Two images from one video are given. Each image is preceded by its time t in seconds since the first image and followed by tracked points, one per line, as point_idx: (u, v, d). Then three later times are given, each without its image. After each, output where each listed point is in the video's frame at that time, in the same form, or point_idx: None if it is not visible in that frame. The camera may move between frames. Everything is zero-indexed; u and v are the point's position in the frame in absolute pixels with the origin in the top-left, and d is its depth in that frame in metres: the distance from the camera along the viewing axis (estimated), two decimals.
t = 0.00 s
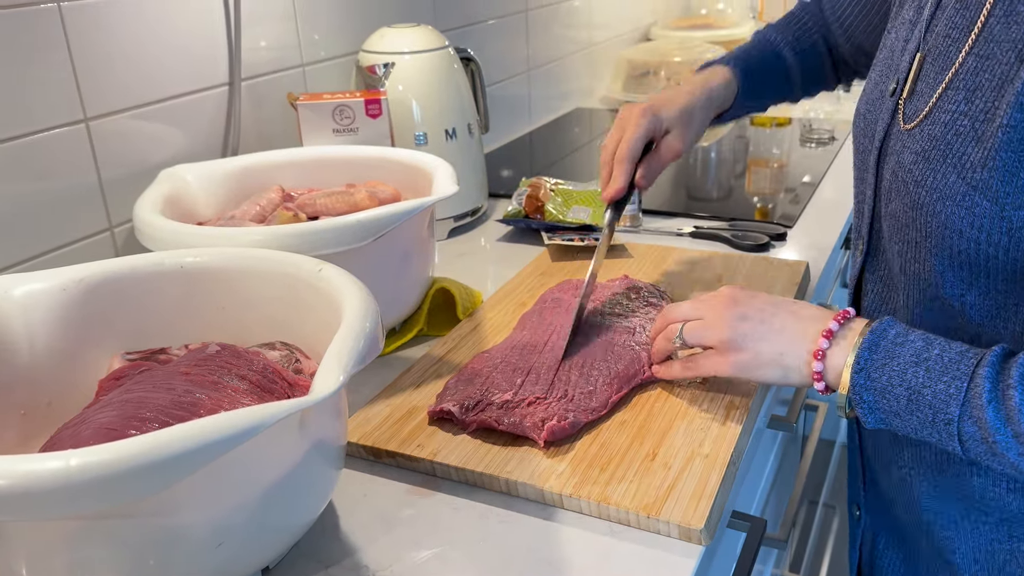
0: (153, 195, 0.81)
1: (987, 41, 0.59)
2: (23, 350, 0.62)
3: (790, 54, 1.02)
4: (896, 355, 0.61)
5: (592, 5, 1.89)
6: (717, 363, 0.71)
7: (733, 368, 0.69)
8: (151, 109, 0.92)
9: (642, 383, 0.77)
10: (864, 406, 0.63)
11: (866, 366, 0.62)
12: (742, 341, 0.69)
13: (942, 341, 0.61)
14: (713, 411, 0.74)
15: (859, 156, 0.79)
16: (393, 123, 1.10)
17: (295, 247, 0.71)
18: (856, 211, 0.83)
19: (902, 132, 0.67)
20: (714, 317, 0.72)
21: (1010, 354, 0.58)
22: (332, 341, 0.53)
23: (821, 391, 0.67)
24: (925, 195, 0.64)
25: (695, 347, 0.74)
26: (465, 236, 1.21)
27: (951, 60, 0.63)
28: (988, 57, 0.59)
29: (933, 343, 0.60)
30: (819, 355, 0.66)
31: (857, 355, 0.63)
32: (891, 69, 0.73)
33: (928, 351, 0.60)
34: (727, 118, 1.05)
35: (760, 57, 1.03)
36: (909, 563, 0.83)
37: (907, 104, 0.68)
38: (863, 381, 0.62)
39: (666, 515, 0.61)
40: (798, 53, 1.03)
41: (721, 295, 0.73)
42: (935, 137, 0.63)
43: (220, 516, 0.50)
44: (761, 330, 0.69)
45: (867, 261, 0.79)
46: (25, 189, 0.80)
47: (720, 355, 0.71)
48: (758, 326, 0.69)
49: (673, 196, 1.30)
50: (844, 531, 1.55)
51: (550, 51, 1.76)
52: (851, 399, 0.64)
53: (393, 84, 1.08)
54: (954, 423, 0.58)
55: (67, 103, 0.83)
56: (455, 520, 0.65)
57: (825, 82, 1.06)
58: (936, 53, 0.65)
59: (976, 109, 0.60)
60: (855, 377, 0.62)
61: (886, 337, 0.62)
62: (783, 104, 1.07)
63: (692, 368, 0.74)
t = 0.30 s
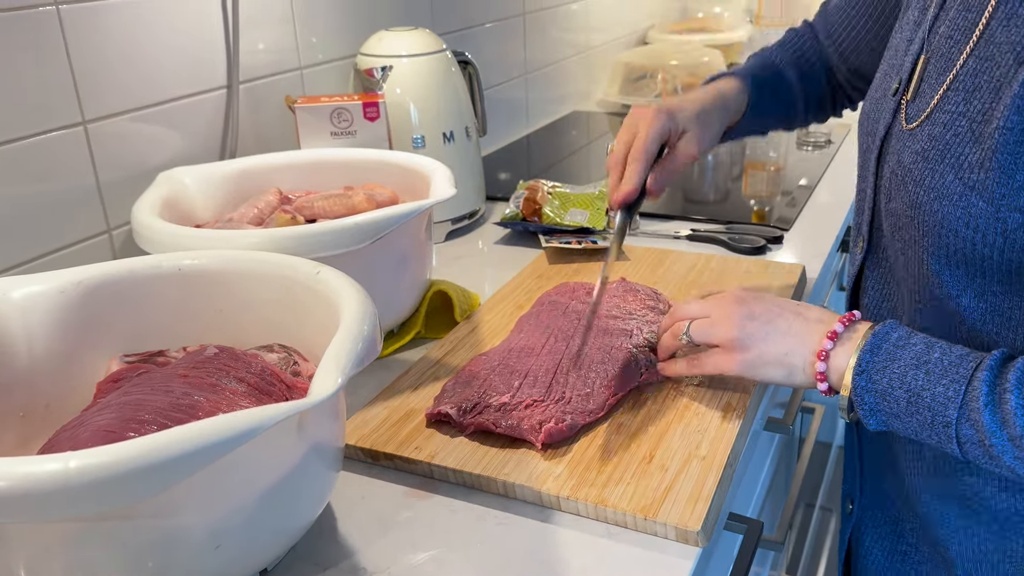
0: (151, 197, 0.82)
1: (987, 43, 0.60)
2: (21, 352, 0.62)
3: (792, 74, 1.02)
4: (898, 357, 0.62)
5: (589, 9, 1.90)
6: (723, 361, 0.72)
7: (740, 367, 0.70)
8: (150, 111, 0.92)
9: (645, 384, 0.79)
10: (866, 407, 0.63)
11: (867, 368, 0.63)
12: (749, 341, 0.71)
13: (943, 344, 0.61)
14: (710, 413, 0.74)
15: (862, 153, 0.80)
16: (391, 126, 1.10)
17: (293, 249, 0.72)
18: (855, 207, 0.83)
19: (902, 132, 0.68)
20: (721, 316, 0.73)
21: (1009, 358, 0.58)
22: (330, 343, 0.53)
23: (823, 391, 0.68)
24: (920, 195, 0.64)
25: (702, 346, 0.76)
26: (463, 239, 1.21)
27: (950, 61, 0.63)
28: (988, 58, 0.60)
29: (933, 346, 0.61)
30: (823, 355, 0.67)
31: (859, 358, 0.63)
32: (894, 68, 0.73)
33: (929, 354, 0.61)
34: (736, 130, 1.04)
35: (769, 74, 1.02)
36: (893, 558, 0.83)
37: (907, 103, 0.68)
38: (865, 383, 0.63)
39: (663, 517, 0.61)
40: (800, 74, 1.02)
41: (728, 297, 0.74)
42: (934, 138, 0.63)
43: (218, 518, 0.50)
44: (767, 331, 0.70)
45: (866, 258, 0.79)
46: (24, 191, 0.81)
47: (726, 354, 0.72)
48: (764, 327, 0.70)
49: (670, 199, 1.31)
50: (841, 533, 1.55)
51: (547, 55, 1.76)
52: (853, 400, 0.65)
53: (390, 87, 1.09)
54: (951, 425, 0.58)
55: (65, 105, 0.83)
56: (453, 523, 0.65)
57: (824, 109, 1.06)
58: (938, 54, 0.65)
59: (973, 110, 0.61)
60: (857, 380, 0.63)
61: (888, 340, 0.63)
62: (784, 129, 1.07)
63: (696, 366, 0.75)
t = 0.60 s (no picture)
0: (150, 200, 0.82)
1: (989, 45, 0.59)
2: (20, 354, 0.62)
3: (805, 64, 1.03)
4: (908, 360, 0.62)
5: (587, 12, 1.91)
6: (732, 352, 0.74)
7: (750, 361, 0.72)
8: (149, 114, 0.92)
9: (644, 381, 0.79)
10: (876, 409, 0.64)
11: (878, 370, 0.64)
12: (761, 335, 0.72)
13: (955, 347, 0.61)
14: (708, 416, 0.74)
15: (860, 151, 0.80)
16: (390, 129, 1.11)
17: (292, 252, 0.72)
18: (861, 205, 0.84)
19: (906, 134, 0.68)
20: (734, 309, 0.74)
21: None
22: (330, 346, 0.54)
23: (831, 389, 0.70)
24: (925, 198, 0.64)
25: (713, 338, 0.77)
26: (461, 242, 1.21)
27: (954, 63, 0.63)
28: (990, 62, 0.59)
29: (945, 350, 0.61)
30: (834, 355, 0.68)
31: (869, 359, 0.64)
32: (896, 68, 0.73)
33: (940, 358, 0.61)
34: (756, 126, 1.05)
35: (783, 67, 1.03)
36: (897, 565, 0.84)
37: (910, 106, 0.68)
38: (875, 386, 0.64)
39: (661, 519, 0.61)
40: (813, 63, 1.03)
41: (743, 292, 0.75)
42: (939, 142, 0.63)
43: (218, 521, 0.50)
44: (781, 326, 0.71)
45: (871, 253, 0.80)
46: (23, 193, 0.81)
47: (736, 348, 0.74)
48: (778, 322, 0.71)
49: (667, 202, 1.31)
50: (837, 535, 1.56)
51: (545, 58, 1.77)
52: (863, 401, 0.66)
53: (389, 90, 1.09)
54: (961, 431, 0.59)
55: (64, 107, 0.83)
56: (452, 526, 0.65)
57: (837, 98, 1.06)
58: (941, 57, 0.65)
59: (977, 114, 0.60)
60: (867, 382, 0.64)
61: (898, 342, 0.64)
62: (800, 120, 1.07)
63: (708, 358, 0.76)
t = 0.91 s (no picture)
0: (146, 201, 0.82)
1: (983, 45, 0.60)
2: (17, 355, 0.62)
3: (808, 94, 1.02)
4: (937, 363, 0.58)
5: (582, 15, 1.91)
6: (749, 355, 0.69)
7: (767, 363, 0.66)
8: (145, 115, 0.92)
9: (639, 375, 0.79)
10: (902, 414, 0.60)
11: (905, 374, 0.60)
12: (781, 336, 0.66)
13: (987, 351, 0.58)
14: (703, 417, 0.74)
15: (862, 154, 0.80)
16: (386, 131, 1.11)
17: (288, 253, 0.72)
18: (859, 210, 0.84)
19: (901, 135, 0.68)
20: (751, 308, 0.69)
21: None
22: (326, 346, 0.54)
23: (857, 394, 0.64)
24: (914, 198, 0.65)
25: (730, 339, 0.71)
26: (458, 243, 1.21)
27: (948, 65, 0.64)
28: (984, 63, 0.60)
29: (977, 352, 0.58)
30: (858, 358, 0.63)
31: (898, 362, 0.60)
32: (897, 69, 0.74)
33: (972, 361, 0.57)
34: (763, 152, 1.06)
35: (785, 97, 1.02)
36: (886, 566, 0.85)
37: (909, 107, 0.68)
38: (903, 390, 0.60)
39: (657, 519, 0.62)
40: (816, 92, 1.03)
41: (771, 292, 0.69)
42: (931, 142, 0.64)
43: (214, 521, 0.50)
44: (802, 327, 0.66)
45: (867, 258, 0.80)
46: (20, 195, 0.81)
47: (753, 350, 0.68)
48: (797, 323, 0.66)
49: (663, 204, 1.31)
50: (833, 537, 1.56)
51: (541, 60, 1.77)
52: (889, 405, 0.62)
53: (385, 92, 1.09)
54: (995, 438, 0.55)
55: (61, 108, 0.83)
56: (448, 526, 0.65)
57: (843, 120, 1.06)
58: (936, 57, 0.66)
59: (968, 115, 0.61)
60: (894, 385, 0.60)
61: (927, 343, 0.60)
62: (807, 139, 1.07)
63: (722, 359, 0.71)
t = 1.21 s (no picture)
0: (142, 201, 0.82)
1: (973, 51, 0.57)
2: (12, 354, 0.62)
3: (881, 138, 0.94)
4: (802, 392, 0.53)
5: (578, 16, 1.91)
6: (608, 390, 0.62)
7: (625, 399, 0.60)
8: (141, 116, 0.92)
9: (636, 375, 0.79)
10: (761, 445, 0.54)
11: (769, 402, 0.54)
12: (636, 367, 0.60)
13: (856, 381, 0.53)
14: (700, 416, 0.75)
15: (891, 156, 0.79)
16: (382, 131, 1.11)
17: (284, 253, 0.72)
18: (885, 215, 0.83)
19: (901, 136, 0.67)
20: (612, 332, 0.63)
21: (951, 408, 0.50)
22: (322, 346, 0.54)
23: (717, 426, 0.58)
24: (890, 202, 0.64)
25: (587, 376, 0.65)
26: (454, 244, 1.21)
27: (947, 68, 0.62)
28: (969, 69, 0.57)
29: (845, 382, 0.53)
30: (716, 383, 0.56)
31: (761, 389, 0.54)
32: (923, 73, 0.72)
33: (838, 391, 0.52)
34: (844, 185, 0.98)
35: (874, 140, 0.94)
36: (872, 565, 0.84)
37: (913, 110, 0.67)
38: (763, 417, 0.54)
39: (653, 519, 0.62)
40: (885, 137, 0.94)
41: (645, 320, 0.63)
42: (914, 145, 0.62)
43: (210, 521, 0.50)
44: (658, 354, 0.60)
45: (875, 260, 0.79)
46: (15, 195, 0.81)
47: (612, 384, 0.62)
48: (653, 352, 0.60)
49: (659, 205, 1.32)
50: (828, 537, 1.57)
51: (537, 61, 1.77)
52: (745, 436, 0.55)
53: (382, 92, 1.09)
54: (859, 476, 0.50)
55: (56, 108, 0.83)
56: (443, 527, 0.65)
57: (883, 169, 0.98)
58: (943, 61, 0.64)
59: (942, 122, 0.59)
60: (754, 414, 0.54)
61: (793, 370, 0.54)
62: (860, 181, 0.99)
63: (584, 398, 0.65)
